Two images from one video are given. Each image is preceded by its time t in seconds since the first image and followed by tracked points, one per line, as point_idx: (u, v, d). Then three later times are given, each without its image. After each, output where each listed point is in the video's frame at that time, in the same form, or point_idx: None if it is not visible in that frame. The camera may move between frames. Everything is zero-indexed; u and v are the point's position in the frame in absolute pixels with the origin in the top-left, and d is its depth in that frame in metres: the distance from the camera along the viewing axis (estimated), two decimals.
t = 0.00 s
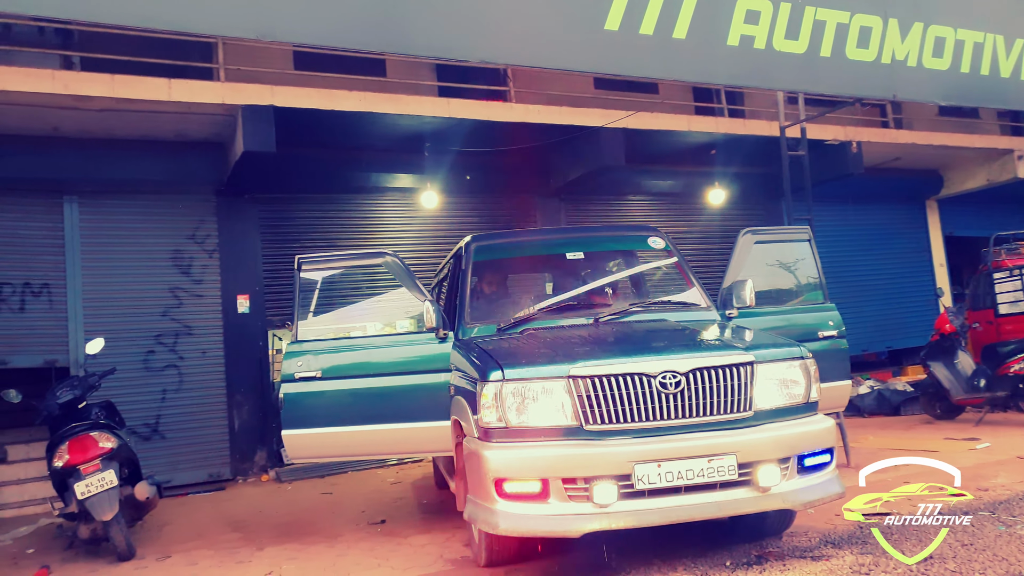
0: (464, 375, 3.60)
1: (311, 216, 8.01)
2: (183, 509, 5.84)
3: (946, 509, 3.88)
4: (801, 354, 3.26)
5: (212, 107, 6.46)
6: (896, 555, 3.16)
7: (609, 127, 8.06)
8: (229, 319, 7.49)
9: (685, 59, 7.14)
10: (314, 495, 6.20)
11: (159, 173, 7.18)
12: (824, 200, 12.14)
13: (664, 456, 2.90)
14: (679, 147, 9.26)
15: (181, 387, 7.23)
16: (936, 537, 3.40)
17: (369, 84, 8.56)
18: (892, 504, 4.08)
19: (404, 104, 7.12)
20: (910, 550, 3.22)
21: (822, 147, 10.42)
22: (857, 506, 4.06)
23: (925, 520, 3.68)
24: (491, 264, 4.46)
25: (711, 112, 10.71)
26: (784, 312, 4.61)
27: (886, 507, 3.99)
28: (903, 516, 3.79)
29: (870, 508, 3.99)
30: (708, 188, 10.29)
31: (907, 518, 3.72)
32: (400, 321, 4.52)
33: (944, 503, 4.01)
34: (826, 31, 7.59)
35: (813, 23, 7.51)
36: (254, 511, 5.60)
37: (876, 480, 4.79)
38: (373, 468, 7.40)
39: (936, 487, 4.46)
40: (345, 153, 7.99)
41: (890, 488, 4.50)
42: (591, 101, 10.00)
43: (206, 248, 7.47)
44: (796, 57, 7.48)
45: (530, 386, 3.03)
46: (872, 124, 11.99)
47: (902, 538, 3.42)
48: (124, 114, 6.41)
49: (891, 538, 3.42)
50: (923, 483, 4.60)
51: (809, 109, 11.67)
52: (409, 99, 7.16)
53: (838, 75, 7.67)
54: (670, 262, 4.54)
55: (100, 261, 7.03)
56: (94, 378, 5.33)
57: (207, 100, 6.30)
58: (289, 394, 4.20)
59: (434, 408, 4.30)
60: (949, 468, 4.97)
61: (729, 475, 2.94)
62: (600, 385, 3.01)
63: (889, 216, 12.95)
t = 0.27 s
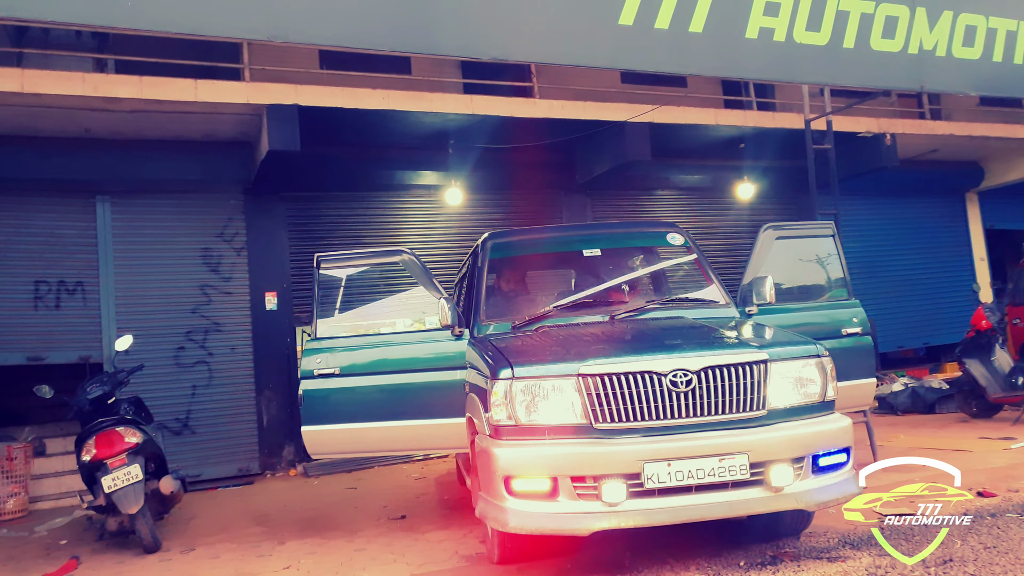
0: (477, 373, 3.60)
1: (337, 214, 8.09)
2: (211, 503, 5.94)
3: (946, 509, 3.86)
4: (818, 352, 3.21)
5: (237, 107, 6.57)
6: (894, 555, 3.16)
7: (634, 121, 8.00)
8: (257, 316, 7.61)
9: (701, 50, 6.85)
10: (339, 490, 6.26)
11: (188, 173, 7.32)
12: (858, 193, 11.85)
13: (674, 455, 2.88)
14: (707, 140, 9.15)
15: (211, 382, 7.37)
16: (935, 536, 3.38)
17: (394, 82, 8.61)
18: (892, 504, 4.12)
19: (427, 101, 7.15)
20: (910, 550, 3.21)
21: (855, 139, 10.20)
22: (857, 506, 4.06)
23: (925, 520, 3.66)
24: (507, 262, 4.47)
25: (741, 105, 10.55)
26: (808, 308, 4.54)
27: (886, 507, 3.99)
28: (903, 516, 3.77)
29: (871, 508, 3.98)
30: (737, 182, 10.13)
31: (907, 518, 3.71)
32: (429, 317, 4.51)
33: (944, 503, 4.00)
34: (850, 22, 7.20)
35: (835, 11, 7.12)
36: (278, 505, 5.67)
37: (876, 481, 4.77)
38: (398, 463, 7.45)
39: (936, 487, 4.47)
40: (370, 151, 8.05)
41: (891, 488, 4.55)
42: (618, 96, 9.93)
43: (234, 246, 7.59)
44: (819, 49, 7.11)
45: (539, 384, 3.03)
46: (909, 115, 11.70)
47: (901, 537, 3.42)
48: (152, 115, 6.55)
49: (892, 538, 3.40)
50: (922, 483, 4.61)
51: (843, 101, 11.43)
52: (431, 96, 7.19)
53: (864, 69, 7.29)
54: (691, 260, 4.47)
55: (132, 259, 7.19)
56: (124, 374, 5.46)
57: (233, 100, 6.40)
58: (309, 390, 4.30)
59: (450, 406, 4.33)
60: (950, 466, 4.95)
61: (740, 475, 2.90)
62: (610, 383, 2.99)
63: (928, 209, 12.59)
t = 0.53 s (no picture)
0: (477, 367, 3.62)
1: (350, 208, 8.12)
2: (223, 494, 6.01)
3: (946, 509, 3.81)
4: (817, 347, 3.18)
5: (248, 102, 6.61)
6: (894, 555, 3.09)
7: (646, 114, 7.95)
8: (270, 309, 7.67)
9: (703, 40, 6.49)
10: (349, 482, 6.31)
11: (202, 168, 7.39)
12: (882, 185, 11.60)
13: (669, 450, 2.87)
14: (722, 132, 9.06)
15: (225, 375, 7.44)
16: (936, 536, 3.33)
17: (407, 76, 8.63)
18: (892, 503, 4.05)
19: (437, 95, 7.15)
20: (911, 550, 3.14)
21: (874, 130, 10.05)
22: (856, 506, 4.01)
23: (925, 520, 3.62)
24: (510, 256, 4.47)
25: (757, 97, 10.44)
26: (816, 303, 4.49)
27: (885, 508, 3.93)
28: (904, 516, 3.73)
29: (870, 508, 3.93)
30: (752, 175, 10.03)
31: (906, 518, 3.66)
32: (432, 311, 4.55)
33: (944, 503, 3.94)
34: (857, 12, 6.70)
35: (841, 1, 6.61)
36: (288, 497, 5.72)
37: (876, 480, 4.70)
38: (410, 456, 7.49)
39: (935, 487, 4.41)
40: (382, 146, 8.08)
41: (890, 487, 4.50)
42: (632, 89, 9.87)
43: (247, 240, 7.65)
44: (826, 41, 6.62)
45: (535, 378, 3.03)
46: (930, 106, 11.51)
47: (901, 535, 3.39)
48: (165, 111, 6.62)
49: (891, 538, 3.34)
50: (921, 482, 4.55)
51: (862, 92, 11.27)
52: (442, 90, 7.19)
53: (874, 59, 6.77)
54: (695, 254, 4.45)
55: (148, 253, 7.28)
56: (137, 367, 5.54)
57: (244, 95, 6.45)
58: (314, 384, 4.33)
59: (453, 399, 4.35)
60: (948, 466, 4.88)
61: (736, 471, 2.88)
62: (605, 377, 2.99)
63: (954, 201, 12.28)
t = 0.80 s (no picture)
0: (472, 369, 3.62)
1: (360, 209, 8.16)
2: (233, 494, 6.06)
3: (947, 509, 3.78)
4: (812, 348, 3.15)
5: (257, 105, 6.67)
6: (895, 554, 3.10)
7: (655, 112, 7.90)
8: (281, 310, 7.73)
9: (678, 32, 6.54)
10: (357, 482, 6.35)
11: (213, 171, 7.47)
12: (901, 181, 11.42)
13: (659, 452, 2.85)
14: (734, 129, 8.99)
15: (237, 375, 7.53)
16: (936, 536, 3.31)
17: (416, 77, 8.66)
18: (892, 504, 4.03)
19: (444, 96, 7.17)
20: (911, 549, 3.15)
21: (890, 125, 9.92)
22: (856, 506, 3.99)
23: (926, 520, 3.60)
24: (509, 257, 4.47)
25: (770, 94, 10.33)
26: (818, 301, 4.45)
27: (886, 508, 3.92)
28: (904, 516, 3.72)
29: (870, 508, 3.92)
30: (766, 172, 9.93)
31: (907, 518, 3.66)
32: (431, 313, 4.58)
33: (944, 503, 3.93)
34: (862, 3, 6.25)
35: None
36: (296, 496, 5.76)
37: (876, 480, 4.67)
38: (420, 456, 7.52)
39: (935, 487, 4.38)
40: (391, 147, 8.12)
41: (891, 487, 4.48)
42: (643, 87, 9.82)
43: (259, 241, 7.73)
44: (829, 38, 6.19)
45: (525, 379, 3.03)
46: (949, 100, 11.32)
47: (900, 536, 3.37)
48: (176, 115, 6.69)
49: (893, 537, 3.34)
50: (921, 482, 4.52)
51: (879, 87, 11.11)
52: (449, 91, 7.21)
53: (874, 56, 6.35)
54: (695, 254, 4.43)
55: (161, 255, 7.38)
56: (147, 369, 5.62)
57: (252, 98, 6.51)
58: (315, 384, 4.37)
59: (453, 401, 4.38)
60: (949, 466, 4.84)
61: (727, 472, 2.86)
62: (595, 379, 2.98)
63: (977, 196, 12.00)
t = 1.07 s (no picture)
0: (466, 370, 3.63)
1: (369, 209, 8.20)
2: (241, 493, 6.11)
3: (947, 510, 3.80)
4: (805, 350, 3.12)
5: (264, 107, 6.73)
6: (894, 554, 3.11)
7: (664, 110, 7.86)
8: (291, 310, 7.80)
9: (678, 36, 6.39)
10: (364, 481, 6.38)
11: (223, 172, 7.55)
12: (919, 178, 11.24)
13: (647, 454, 2.84)
14: (745, 127, 8.92)
15: (247, 374, 7.60)
16: (936, 536, 3.33)
17: (425, 78, 8.69)
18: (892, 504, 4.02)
19: (451, 96, 7.19)
20: (910, 549, 3.15)
21: (906, 122, 9.77)
22: (857, 506, 3.99)
23: (926, 520, 3.61)
24: (507, 259, 4.49)
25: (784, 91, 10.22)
26: (819, 302, 4.43)
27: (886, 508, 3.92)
28: (904, 516, 3.73)
29: (870, 508, 3.91)
30: (778, 170, 9.83)
31: (907, 518, 3.66)
32: (430, 314, 4.60)
33: (944, 503, 3.93)
34: None
35: None
36: (302, 495, 5.80)
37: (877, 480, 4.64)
38: (428, 455, 7.55)
39: (935, 487, 4.35)
40: (400, 147, 8.15)
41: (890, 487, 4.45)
42: (654, 85, 9.76)
43: (269, 242, 7.79)
44: (829, 37, 5.45)
45: (515, 381, 3.04)
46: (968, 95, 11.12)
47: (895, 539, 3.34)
48: (185, 117, 6.76)
49: (892, 537, 3.35)
50: (921, 482, 4.48)
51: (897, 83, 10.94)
52: (455, 91, 7.22)
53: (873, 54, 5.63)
54: (695, 253, 4.42)
55: (172, 256, 7.47)
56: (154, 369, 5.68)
57: (259, 100, 6.57)
58: (315, 385, 4.41)
59: (451, 401, 4.40)
60: (949, 467, 4.82)
61: (715, 475, 2.85)
62: (584, 381, 2.98)
63: (1001, 192, 11.74)
